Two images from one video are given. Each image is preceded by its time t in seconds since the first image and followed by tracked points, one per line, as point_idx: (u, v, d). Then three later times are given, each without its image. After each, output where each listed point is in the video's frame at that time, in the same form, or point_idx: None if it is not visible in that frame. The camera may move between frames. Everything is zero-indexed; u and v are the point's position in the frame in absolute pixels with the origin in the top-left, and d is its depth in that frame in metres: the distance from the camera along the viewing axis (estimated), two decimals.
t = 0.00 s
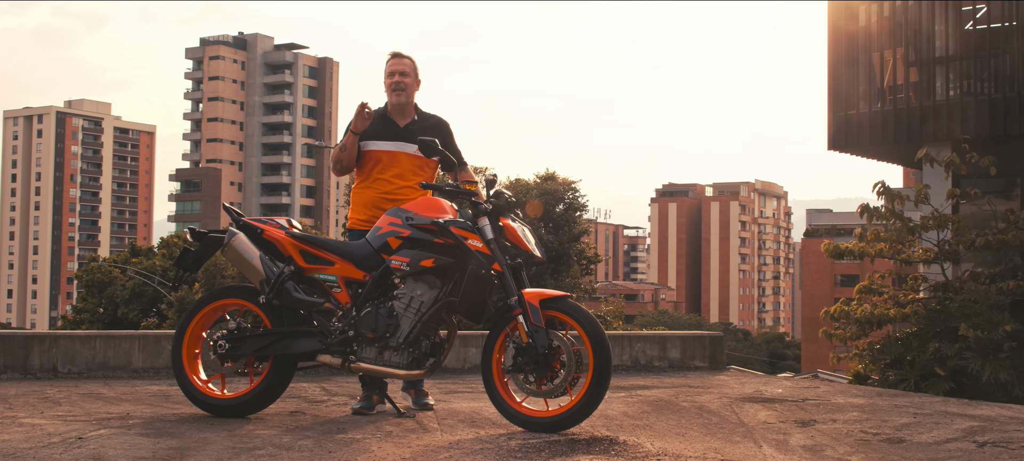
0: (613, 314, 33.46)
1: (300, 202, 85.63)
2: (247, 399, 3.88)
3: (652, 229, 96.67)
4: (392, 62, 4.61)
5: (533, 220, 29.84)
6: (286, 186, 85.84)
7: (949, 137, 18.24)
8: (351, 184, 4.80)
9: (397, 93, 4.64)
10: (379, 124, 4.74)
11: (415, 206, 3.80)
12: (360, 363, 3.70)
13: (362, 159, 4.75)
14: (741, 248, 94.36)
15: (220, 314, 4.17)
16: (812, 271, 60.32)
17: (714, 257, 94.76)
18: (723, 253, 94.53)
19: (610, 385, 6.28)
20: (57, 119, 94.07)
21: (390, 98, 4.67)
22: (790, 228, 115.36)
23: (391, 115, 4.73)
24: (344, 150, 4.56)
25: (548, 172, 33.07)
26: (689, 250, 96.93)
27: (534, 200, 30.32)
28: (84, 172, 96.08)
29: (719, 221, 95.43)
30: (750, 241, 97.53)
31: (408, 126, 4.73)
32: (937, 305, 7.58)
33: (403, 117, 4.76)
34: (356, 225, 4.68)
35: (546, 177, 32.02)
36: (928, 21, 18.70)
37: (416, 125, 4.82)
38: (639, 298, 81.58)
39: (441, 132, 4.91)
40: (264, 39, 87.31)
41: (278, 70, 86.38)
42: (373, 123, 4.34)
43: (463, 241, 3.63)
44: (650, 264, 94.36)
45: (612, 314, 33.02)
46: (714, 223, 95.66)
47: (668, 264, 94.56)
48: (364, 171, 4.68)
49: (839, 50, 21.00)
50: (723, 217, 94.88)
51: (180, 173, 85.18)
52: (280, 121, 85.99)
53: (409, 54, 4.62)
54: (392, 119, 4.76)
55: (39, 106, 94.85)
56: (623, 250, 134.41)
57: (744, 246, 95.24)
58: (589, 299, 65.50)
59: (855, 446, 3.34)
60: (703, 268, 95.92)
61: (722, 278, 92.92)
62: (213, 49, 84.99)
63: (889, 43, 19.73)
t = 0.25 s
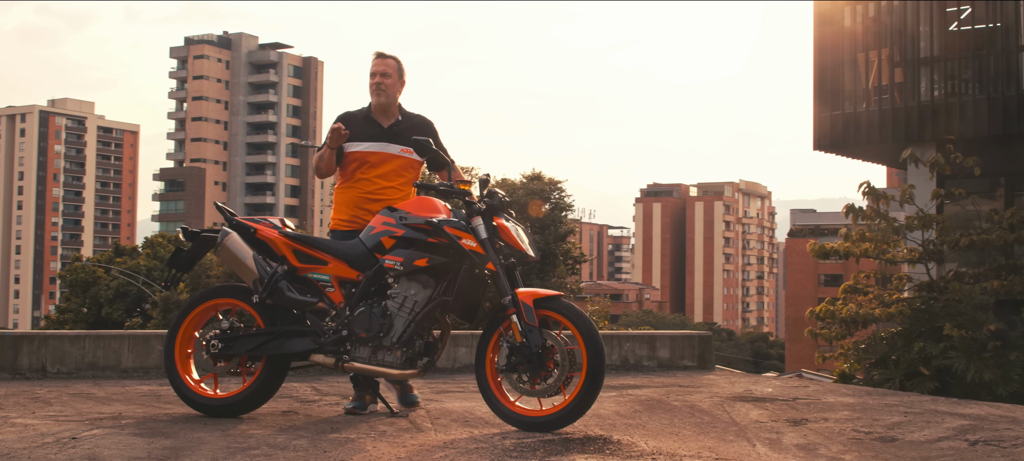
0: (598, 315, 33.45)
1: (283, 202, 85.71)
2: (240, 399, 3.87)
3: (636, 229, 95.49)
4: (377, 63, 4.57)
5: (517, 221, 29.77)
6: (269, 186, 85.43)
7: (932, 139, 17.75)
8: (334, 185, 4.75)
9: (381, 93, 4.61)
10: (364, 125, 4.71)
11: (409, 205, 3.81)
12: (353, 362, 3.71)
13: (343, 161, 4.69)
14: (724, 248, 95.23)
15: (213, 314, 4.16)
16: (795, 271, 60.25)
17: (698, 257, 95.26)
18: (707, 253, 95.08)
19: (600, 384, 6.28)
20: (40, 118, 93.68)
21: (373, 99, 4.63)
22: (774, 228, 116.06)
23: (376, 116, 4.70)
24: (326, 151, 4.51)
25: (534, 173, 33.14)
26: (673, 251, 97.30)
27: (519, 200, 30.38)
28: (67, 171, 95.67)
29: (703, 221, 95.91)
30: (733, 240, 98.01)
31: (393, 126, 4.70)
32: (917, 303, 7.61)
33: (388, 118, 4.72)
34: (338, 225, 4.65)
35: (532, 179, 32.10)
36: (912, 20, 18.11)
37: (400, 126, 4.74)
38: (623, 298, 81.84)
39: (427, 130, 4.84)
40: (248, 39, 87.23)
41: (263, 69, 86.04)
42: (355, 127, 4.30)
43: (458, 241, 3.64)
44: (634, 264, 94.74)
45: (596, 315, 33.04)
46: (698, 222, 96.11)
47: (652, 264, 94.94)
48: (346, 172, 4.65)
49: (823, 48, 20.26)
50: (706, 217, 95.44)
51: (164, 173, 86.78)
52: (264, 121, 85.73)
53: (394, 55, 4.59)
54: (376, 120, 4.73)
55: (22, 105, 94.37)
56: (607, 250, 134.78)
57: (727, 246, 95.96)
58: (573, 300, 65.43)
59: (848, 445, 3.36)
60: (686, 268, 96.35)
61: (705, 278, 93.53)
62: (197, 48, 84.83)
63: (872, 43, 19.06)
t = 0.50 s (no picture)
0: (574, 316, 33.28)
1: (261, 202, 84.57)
2: (225, 398, 3.86)
3: (613, 228, 95.85)
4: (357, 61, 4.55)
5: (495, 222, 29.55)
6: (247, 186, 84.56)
7: (909, 138, 18.00)
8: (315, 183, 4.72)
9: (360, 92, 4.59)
10: (343, 123, 4.68)
11: (394, 204, 3.80)
12: (339, 361, 3.70)
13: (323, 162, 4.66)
14: (701, 248, 95.83)
15: (197, 312, 4.14)
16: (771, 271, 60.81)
17: (675, 257, 95.73)
18: (684, 253, 95.56)
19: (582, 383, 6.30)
20: (15, 117, 92.88)
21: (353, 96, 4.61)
22: (750, 228, 116.86)
23: (356, 114, 4.68)
24: (306, 150, 4.48)
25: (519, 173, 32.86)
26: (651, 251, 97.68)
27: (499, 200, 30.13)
28: (42, 171, 94.86)
29: (680, 221, 96.39)
30: (710, 240, 98.65)
31: (374, 126, 4.67)
32: (896, 302, 7.81)
33: (368, 118, 4.70)
34: (320, 225, 4.59)
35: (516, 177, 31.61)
36: (888, 20, 18.15)
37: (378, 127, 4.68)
38: (601, 297, 82.01)
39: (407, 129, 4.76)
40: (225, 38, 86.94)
41: (240, 68, 85.80)
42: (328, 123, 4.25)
43: (444, 240, 3.63)
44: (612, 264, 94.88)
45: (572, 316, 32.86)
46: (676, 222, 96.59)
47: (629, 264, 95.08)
48: (325, 173, 4.62)
49: (800, 48, 19.68)
50: (683, 217, 95.99)
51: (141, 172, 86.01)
52: (241, 120, 85.44)
53: (373, 54, 4.59)
54: (358, 118, 4.69)
55: None
56: (585, 250, 135.18)
57: (704, 246, 96.67)
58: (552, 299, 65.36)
59: (833, 442, 3.39)
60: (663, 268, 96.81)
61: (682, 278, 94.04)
62: (173, 47, 84.45)
63: (849, 44, 18.87)
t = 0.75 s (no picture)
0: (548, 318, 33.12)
1: (238, 201, 84.46)
2: (209, 397, 3.84)
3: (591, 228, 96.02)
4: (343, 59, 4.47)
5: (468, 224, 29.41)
6: (224, 185, 84.14)
7: (888, 139, 17.95)
8: (299, 178, 4.67)
9: (346, 91, 4.54)
10: (326, 123, 4.61)
11: (381, 203, 3.79)
12: (325, 360, 3.70)
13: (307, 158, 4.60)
14: (680, 248, 96.15)
15: (182, 311, 4.12)
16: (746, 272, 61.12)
17: (654, 256, 95.98)
18: (662, 253, 95.83)
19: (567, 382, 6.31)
20: None
21: (338, 95, 4.55)
22: (727, 227, 117.34)
23: (339, 112, 4.62)
24: (291, 149, 4.42)
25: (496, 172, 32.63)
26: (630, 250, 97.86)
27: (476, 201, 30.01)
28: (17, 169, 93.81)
29: (658, 221, 96.60)
30: (689, 240, 98.97)
31: (358, 125, 4.63)
32: (876, 302, 8.44)
33: (351, 116, 4.65)
34: (304, 225, 4.57)
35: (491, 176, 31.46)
36: (866, 22, 18.38)
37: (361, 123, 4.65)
38: (580, 297, 82.12)
39: (390, 127, 4.72)
40: (202, 36, 86.35)
41: (217, 67, 85.34)
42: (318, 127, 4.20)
43: (430, 238, 3.63)
44: (590, 264, 94.94)
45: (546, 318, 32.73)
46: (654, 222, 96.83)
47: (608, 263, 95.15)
48: (310, 171, 4.56)
49: (778, 45, 19.94)
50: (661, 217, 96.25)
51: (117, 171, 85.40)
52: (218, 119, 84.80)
53: (358, 52, 4.53)
54: (341, 117, 4.64)
55: None
56: (564, 250, 135.28)
57: (682, 246, 96.82)
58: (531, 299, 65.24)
59: (817, 439, 3.44)
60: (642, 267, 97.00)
61: (661, 277, 94.31)
62: (150, 45, 83.74)
63: (827, 43, 19.17)
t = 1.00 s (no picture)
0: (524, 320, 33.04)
1: (219, 201, 84.35)
2: (198, 397, 3.83)
3: (573, 228, 96.13)
4: (335, 59, 4.44)
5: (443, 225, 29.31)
6: (205, 184, 83.92)
7: (869, 139, 19.11)
8: (287, 177, 4.65)
9: (337, 91, 4.52)
10: (316, 122, 4.59)
11: (371, 202, 3.79)
12: (315, 359, 3.69)
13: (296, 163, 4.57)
14: (661, 247, 96.36)
15: (171, 310, 4.10)
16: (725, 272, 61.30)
17: (635, 256, 96.16)
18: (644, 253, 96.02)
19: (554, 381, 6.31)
20: None
21: (329, 95, 4.52)
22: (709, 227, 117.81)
23: (329, 112, 4.59)
24: (283, 150, 4.39)
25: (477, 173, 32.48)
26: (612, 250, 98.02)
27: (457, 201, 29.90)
28: None
29: (640, 221, 96.76)
30: (670, 240, 99.22)
31: (347, 125, 4.63)
32: (857, 301, 8.82)
33: (340, 116, 4.64)
34: (293, 224, 4.55)
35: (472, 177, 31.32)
36: (849, 23, 19.49)
37: (350, 124, 4.65)
38: (561, 297, 82.17)
39: (381, 126, 4.72)
40: (183, 34, 85.85)
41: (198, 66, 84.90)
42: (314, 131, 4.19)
43: (421, 237, 3.63)
44: (572, 264, 94.99)
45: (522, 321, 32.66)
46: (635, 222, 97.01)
47: (589, 263, 95.20)
48: (302, 170, 4.53)
49: (766, 46, 21.13)
50: (642, 217, 96.42)
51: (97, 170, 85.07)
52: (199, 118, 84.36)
53: (349, 52, 4.50)
54: (331, 116, 4.62)
55: None
56: (546, 250, 135.39)
57: (664, 246, 97.00)
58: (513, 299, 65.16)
59: (806, 438, 3.47)
60: (623, 267, 97.18)
61: (642, 277, 94.49)
62: (129, 44, 83.17)
63: (810, 44, 20.31)
